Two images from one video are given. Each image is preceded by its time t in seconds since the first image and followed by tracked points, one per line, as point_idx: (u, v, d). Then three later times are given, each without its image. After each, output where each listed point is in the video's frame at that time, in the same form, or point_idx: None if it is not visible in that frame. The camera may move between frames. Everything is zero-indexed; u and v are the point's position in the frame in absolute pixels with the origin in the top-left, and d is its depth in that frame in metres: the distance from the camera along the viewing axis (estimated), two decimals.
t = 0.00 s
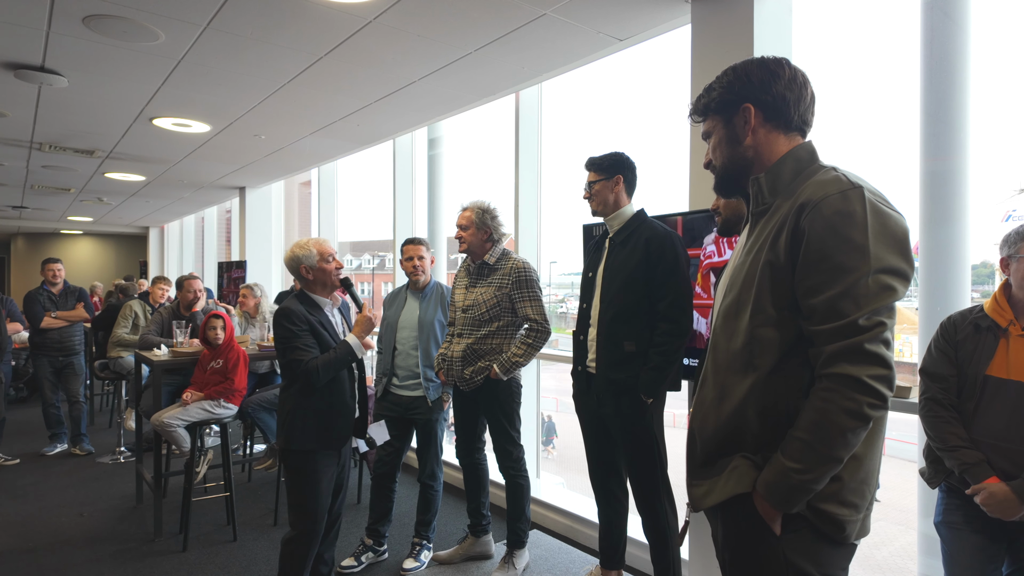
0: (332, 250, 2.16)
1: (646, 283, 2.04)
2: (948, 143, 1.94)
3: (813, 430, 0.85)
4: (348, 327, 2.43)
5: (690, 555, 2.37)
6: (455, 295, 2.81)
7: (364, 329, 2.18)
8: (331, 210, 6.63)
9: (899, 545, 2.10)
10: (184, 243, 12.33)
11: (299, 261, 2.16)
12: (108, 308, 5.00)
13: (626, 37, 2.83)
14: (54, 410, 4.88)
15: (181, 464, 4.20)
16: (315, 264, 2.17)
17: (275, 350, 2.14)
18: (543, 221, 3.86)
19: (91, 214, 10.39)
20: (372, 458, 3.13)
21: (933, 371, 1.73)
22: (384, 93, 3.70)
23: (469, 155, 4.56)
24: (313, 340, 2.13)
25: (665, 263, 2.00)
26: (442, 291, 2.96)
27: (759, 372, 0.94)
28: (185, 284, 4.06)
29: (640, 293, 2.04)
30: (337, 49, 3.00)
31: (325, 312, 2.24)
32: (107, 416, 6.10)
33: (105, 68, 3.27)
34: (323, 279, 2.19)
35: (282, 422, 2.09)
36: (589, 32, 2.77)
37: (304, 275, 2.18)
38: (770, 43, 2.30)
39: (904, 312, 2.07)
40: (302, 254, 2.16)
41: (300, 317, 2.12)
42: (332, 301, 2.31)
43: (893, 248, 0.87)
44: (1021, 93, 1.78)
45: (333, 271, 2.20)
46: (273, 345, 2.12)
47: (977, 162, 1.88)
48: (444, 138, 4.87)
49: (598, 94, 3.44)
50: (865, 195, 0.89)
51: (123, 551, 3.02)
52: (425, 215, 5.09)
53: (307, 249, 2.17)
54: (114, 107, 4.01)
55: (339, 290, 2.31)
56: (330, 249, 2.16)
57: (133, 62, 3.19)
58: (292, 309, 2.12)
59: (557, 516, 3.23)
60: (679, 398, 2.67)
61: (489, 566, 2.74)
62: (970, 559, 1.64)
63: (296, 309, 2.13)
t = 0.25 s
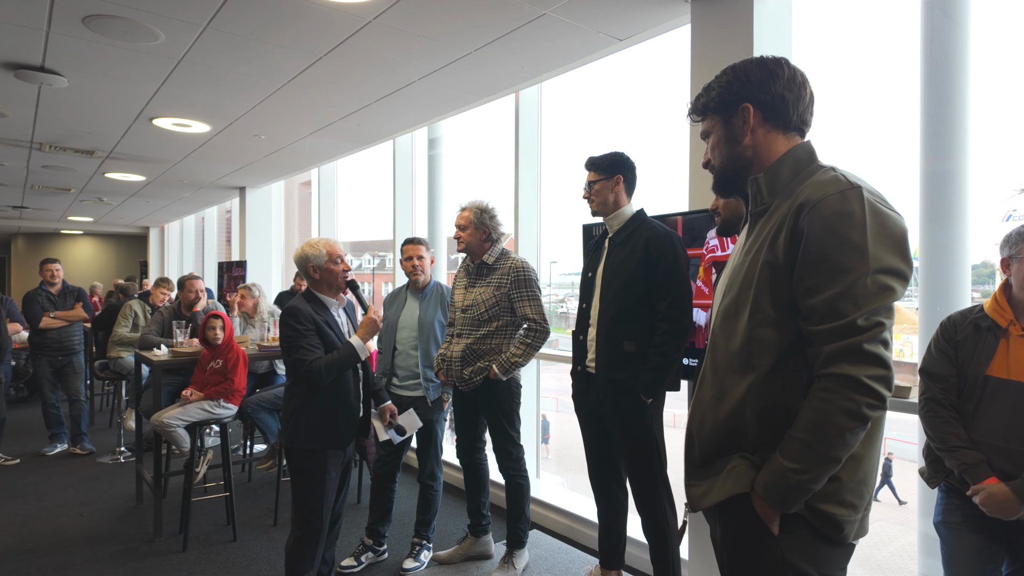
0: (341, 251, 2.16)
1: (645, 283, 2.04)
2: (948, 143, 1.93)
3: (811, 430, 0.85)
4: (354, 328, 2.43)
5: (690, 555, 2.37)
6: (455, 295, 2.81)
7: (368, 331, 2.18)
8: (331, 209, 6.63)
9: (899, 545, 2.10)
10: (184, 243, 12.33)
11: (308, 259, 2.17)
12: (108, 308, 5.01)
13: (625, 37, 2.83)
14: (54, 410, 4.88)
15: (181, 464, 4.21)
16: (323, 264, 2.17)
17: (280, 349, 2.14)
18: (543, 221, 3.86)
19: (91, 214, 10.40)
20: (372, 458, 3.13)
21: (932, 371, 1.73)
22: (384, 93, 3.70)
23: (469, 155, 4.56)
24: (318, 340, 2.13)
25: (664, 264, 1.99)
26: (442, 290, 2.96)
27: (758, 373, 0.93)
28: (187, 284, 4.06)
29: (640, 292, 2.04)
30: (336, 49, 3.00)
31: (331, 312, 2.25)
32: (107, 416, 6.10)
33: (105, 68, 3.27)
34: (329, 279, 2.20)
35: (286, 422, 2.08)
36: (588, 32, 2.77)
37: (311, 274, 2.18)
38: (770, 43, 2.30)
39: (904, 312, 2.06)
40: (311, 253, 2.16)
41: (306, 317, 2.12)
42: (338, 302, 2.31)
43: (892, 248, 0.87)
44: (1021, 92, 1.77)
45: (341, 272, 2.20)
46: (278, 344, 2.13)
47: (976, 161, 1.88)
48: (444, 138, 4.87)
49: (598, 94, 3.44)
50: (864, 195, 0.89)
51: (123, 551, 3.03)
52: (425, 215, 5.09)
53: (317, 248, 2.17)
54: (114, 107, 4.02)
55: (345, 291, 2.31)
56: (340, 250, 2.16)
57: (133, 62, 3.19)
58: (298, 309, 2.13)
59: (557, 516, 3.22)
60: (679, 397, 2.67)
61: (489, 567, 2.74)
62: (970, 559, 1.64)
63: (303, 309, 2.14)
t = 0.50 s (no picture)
0: (346, 252, 2.17)
1: (645, 283, 2.04)
2: (947, 142, 1.93)
3: (809, 430, 0.85)
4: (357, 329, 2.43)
5: (689, 555, 2.37)
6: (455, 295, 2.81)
7: (370, 334, 2.20)
8: (331, 209, 6.63)
9: (899, 545, 2.10)
10: (184, 243, 12.33)
11: (313, 259, 2.17)
12: (108, 308, 5.01)
13: (625, 37, 2.83)
14: (54, 410, 4.89)
15: (180, 464, 4.21)
16: (327, 264, 2.17)
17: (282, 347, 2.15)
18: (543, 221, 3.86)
19: (91, 214, 10.40)
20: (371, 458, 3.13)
21: (932, 371, 1.73)
22: (384, 93, 3.70)
23: (468, 155, 4.56)
24: (319, 340, 2.13)
25: (665, 264, 1.99)
26: (442, 290, 2.96)
27: (756, 373, 0.93)
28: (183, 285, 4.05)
29: (639, 293, 2.04)
30: (336, 49, 3.00)
31: (334, 311, 2.25)
32: (108, 416, 6.10)
33: (105, 68, 3.27)
34: (333, 280, 2.20)
35: (286, 422, 2.08)
36: (588, 32, 2.76)
37: (316, 273, 2.18)
38: (769, 43, 2.30)
39: (903, 312, 2.06)
40: (316, 253, 2.16)
41: (309, 316, 2.13)
42: (341, 302, 2.31)
43: (890, 247, 0.87)
44: (1021, 92, 1.77)
45: (345, 274, 2.21)
46: (280, 342, 2.13)
47: (976, 161, 1.88)
48: (444, 138, 4.87)
49: (597, 94, 3.44)
50: (862, 195, 0.89)
51: (122, 551, 3.03)
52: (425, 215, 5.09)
53: (322, 248, 2.17)
54: (114, 107, 4.01)
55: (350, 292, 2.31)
56: (345, 251, 2.17)
57: (133, 62, 3.19)
58: (301, 308, 2.13)
59: (557, 516, 3.22)
60: (678, 397, 2.67)
61: (488, 567, 2.74)
62: (970, 559, 1.63)
63: (306, 308, 2.14)
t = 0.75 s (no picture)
0: (345, 252, 2.16)
1: (645, 284, 2.04)
2: (947, 142, 1.94)
3: (807, 430, 0.85)
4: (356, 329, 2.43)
5: (689, 555, 2.37)
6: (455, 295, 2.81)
7: (369, 334, 2.18)
8: (331, 209, 6.63)
9: (899, 545, 2.10)
10: (184, 243, 12.32)
11: (312, 258, 2.17)
12: (108, 308, 5.01)
13: (625, 37, 2.83)
14: (53, 409, 4.89)
15: (180, 464, 4.21)
16: (327, 264, 2.17)
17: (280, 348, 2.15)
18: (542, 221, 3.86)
19: (91, 214, 10.40)
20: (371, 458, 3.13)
21: (933, 371, 1.73)
22: (384, 93, 3.70)
23: (468, 155, 4.56)
24: (318, 341, 2.13)
25: (665, 264, 1.99)
26: (442, 291, 2.96)
27: (755, 372, 0.93)
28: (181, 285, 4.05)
29: (639, 293, 2.04)
30: (336, 49, 3.00)
31: (333, 312, 2.25)
32: (107, 416, 6.10)
33: (105, 68, 3.27)
34: (332, 279, 2.20)
35: (285, 423, 2.08)
36: (588, 32, 2.77)
37: (315, 273, 2.18)
38: (769, 43, 2.30)
39: (903, 312, 2.06)
40: (315, 253, 2.16)
41: (308, 317, 2.13)
42: (341, 303, 2.31)
43: (888, 246, 0.87)
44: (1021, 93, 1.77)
45: (344, 273, 2.20)
46: (279, 343, 2.13)
47: (976, 161, 1.88)
48: (444, 138, 4.87)
49: (597, 94, 3.44)
50: (860, 195, 0.89)
51: (122, 551, 3.03)
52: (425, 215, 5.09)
53: (321, 248, 2.17)
54: (114, 107, 4.02)
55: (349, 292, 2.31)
56: (344, 250, 2.16)
57: (132, 62, 3.19)
58: (300, 309, 2.13)
59: (556, 516, 3.22)
60: (678, 397, 2.67)
61: (488, 567, 2.73)
62: (969, 559, 1.64)
63: (305, 309, 2.14)
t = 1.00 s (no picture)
0: (344, 252, 2.17)
1: (645, 284, 2.04)
2: (946, 142, 1.94)
3: (804, 429, 0.85)
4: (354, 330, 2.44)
5: (689, 554, 2.37)
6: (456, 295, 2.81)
7: (370, 334, 2.20)
8: (331, 210, 6.63)
9: (898, 545, 2.10)
10: (184, 243, 12.32)
11: (310, 259, 2.17)
12: (108, 308, 5.01)
13: (624, 38, 2.83)
14: (53, 409, 4.89)
15: (180, 464, 4.21)
16: (326, 264, 2.18)
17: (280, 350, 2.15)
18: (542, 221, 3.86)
19: (91, 214, 10.40)
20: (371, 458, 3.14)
21: (932, 371, 1.73)
22: (384, 93, 3.70)
23: (468, 155, 4.56)
24: (319, 342, 2.13)
25: (666, 264, 2.00)
26: (442, 291, 2.96)
27: (752, 372, 0.94)
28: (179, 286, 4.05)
29: (640, 293, 2.04)
30: (335, 49, 3.00)
31: (332, 313, 2.25)
32: (107, 416, 6.10)
33: (105, 68, 3.28)
34: (331, 280, 2.20)
35: (286, 425, 2.09)
36: (587, 33, 2.77)
37: (314, 274, 2.19)
38: (769, 44, 2.31)
39: (903, 312, 2.07)
40: (314, 253, 2.16)
41: (309, 318, 2.12)
42: (339, 304, 2.31)
43: (885, 247, 0.87)
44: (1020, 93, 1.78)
45: (343, 273, 2.21)
46: (279, 345, 2.12)
47: (975, 161, 1.88)
48: (444, 138, 4.87)
49: (597, 94, 3.44)
50: (857, 196, 0.90)
51: (122, 551, 3.03)
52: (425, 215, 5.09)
53: (319, 248, 2.17)
54: (114, 107, 4.02)
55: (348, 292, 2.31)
56: (342, 251, 2.17)
57: (132, 63, 3.19)
58: (301, 310, 2.13)
59: (556, 516, 3.23)
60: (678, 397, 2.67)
61: (487, 567, 2.73)
62: (968, 559, 1.64)
63: (306, 310, 2.14)
